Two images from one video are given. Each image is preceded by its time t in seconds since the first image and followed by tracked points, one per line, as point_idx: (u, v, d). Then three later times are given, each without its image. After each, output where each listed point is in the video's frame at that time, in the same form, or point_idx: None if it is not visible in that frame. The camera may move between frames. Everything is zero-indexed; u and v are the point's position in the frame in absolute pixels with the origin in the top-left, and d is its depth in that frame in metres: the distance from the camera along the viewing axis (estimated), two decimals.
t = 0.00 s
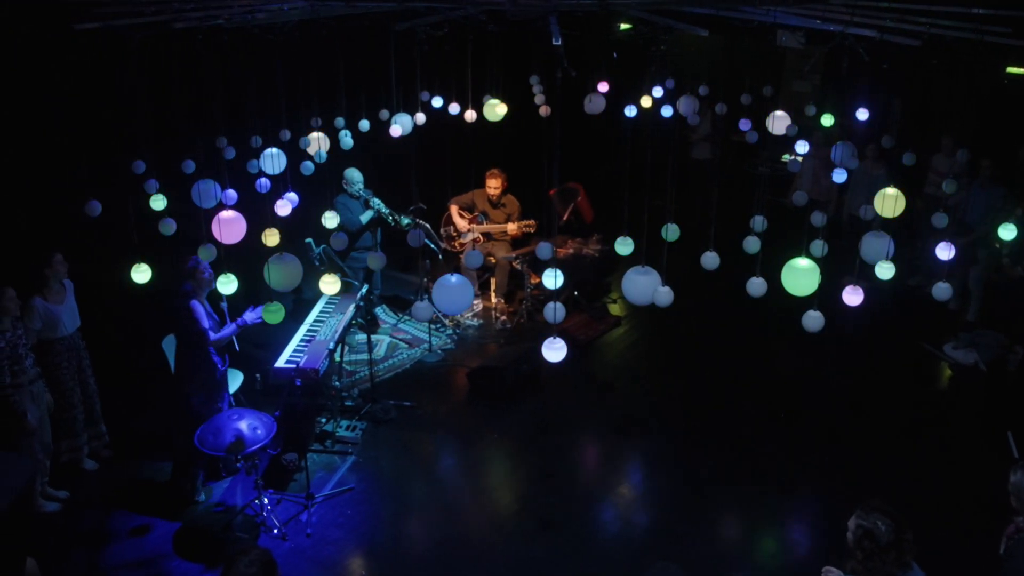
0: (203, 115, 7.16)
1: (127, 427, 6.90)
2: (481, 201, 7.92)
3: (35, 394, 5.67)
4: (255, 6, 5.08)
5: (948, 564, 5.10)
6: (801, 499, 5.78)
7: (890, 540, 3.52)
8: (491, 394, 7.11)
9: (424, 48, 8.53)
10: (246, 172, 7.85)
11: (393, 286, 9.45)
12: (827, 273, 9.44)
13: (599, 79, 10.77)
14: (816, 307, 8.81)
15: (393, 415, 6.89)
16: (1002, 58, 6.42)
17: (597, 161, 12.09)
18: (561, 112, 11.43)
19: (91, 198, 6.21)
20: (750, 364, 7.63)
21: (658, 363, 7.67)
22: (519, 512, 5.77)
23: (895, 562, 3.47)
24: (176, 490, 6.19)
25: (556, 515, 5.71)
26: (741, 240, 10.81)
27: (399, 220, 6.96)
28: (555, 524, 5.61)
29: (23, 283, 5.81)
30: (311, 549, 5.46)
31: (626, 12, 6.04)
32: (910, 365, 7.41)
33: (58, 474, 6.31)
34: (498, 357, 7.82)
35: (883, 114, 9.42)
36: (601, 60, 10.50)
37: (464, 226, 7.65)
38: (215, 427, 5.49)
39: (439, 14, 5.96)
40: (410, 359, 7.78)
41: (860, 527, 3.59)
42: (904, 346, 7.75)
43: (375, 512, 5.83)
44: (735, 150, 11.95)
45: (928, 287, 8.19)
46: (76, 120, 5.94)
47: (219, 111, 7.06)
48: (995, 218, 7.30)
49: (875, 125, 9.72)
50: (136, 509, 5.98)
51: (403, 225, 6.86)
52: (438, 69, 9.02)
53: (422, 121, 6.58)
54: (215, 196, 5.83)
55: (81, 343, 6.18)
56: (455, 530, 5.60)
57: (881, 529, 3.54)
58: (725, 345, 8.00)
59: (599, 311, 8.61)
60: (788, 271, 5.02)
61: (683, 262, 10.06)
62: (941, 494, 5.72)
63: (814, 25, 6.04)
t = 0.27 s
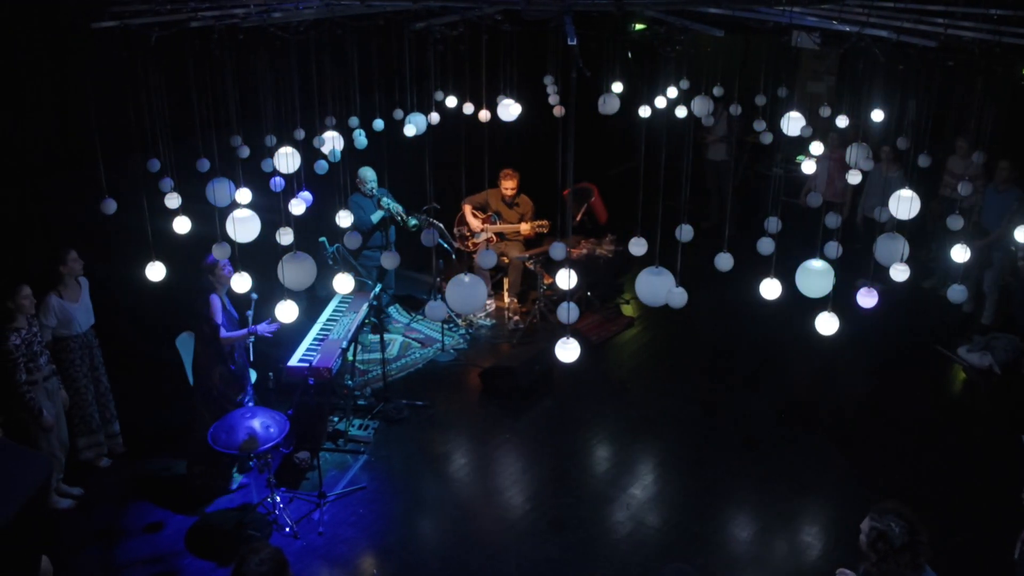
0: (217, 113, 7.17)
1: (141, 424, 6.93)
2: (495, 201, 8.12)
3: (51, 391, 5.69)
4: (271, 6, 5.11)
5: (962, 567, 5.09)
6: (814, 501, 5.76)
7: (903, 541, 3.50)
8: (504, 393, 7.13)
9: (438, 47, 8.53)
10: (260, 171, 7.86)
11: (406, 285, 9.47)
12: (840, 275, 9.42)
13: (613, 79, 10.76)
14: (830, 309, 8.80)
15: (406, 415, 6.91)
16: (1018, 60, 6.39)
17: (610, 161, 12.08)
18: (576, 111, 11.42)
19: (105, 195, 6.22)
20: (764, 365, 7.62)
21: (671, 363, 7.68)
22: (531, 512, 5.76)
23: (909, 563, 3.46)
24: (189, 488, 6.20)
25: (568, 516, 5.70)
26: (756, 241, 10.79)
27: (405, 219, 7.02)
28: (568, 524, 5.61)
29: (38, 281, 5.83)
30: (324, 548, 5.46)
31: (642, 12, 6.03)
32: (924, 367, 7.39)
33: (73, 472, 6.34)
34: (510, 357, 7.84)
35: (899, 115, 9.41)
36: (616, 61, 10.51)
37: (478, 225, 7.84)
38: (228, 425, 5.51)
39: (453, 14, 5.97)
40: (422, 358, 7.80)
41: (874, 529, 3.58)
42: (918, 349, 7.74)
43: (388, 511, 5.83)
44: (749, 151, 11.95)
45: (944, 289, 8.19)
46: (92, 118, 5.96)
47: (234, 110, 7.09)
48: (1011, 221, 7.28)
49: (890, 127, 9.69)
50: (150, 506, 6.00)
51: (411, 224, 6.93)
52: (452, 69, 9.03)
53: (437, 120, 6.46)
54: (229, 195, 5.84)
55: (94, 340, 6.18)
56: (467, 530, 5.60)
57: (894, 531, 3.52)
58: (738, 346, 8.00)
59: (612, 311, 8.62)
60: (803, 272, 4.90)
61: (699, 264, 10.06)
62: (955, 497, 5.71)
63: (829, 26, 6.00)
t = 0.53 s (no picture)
0: (231, 112, 7.19)
1: (154, 422, 6.94)
2: (509, 201, 8.26)
3: (65, 388, 5.67)
4: (287, 5, 5.13)
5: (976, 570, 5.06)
6: (827, 503, 5.75)
7: (918, 542, 3.49)
8: (518, 394, 7.15)
9: (452, 47, 8.53)
10: (274, 170, 7.89)
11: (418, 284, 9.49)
12: (853, 277, 9.40)
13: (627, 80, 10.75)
14: (843, 311, 8.77)
15: (419, 414, 6.93)
16: None
17: (623, 161, 12.07)
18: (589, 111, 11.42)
19: (119, 193, 6.25)
20: (778, 367, 7.61)
21: (684, 364, 7.68)
22: (543, 512, 5.76)
23: (924, 563, 3.45)
24: (202, 485, 6.21)
25: (581, 516, 5.70)
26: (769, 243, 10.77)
27: (411, 220, 7.11)
28: (582, 524, 5.61)
29: (52, 278, 5.83)
30: (337, 547, 5.47)
31: (659, 13, 6.03)
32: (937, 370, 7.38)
33: (85, 469, 6.35)
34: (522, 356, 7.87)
35: (913, 117, 9.38)
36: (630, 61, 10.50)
37: (492, 225, 7.99)
38: (241, 424, 5.51)
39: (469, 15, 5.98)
40: (435, 358, 7.84)
41: (888, 530, 3.56)
42: (931, 351, 7.72)
43: (401, 510, 5.84)
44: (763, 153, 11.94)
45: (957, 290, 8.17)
46: (107, 116, 5.98)
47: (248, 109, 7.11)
48: None
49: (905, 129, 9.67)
50: (162, 503, 6.00)
51: (415, 229, 6.94)
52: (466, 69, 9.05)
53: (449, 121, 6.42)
54: (243, 193, 5.78)
55: (108, 338, 6.20)
56: (479, 530, 5.60)
57: (909, 531, 3.51)
58: (751, 347, 8.00)
59: (624, 312, 8.63)
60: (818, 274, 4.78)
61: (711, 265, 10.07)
62: (970, 500, 5.69)
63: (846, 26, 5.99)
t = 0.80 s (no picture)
0: (242, 112, 7.21)
1: (164, 421, 6.95)
2: (519, 202, 8.36)
3: (75, 386, 5.67)
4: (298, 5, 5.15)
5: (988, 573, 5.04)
6: (836, 505, 5.74)
7: (927, 543, 3.48)
8: (528, 394, 7.16)
9: (462, 47, 8.53)
10: (284, 170, 7.90)
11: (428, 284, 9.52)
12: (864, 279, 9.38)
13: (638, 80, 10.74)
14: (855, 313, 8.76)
15: (428, 414, 6.95)
16: None
17: (634, 161, 12.05)
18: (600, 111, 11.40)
19: (130, 192, 6.26)
20: (788, 368, 7.60)
21: (694, 366, 7.68)
22: (552, 513, 5.75)
23: (933, 564, 3.44)
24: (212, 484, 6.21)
25: (590, 517, 5.68)
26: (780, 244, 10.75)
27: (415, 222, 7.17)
28: (591, 525, 5.60)
29: (63, 276, 5.84)
30: (346, 546, 5.47)
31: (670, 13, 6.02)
32: (948, 372, 7.37)
33: (95, 467, 6.36)
34: (532, 356, 7.90)
35: (924, 118, 9.35)
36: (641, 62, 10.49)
37: (502, 226, 8.10)
38: (251, 422, 5.52)
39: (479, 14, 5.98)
40: (445, 357, 7.87)
41: (898, 531, 3.54)
42: (942, 353, 7.71)
43: (410, 510, 5.84)
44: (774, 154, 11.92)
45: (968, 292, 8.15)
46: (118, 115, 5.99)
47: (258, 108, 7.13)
48: None
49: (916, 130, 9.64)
50: (172, 502, 6.00)
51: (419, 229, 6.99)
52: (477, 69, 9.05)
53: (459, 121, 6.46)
54: (254, 192, 5.73)
55: (119, 336, 6.22)
56: (488, 530, 5.60)
57: (918, 532, 3.50)
58: (762, 349, 7.99)
59: (634, 313, 8.64)
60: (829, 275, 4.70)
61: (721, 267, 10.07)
62: (981, 502, 5.68)
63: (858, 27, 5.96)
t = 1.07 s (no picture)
0: (251, 112, 7.21)
1: (174, 419, 6.96)
2: (527, 202, 8.40)
3: (85, 384, 5.65)
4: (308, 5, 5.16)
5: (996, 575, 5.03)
6: (845, 506, 5.73)
7: (935, 544, 3.47)
8: (537, 394, 7.16)
9: (471, 47, 8.52)
10: (293, 170, 7.91)
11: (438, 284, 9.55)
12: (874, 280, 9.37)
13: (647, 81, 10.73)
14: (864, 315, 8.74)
15: (436, 414, 6.96)
16: None
17: (644, 162, 12.04)
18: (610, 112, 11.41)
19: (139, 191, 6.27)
20: (797, 370, 7.60)
21: (702, 367, 7.68)
22: (561, 513, 5.74)
23: (941, 566, 3.43)
24: (221, 483, 6.21)
25: (598, 518, 5.68)
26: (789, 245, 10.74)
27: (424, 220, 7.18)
28: (599, 525, 5.59)
29: (73, 275, 5.85)
30: (354, 545, 5.47)
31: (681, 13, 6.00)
32: (958, 374, 7.35)
33: (104, 465, 6.36)
34: (541, 357, 7.92)
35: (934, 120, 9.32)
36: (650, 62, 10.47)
37: (510, 226, 8.16)
38: (260, 422, 5.51)
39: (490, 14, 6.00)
40: (454, 357, 7.90)
41: (906, 533, 3.52)
42: (952, 355, 7.69)
43: (418, 509, 5.84)
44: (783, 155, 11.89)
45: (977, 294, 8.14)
46: (128, 113, 6.00)
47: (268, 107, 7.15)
48: None
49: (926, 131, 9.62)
50: (181, 500, 6.00)
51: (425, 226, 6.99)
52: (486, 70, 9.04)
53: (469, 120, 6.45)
54: (264, 191, 5.69)
55: (127, 335, 6.22)
56: (495, 530, 5.59)
57: (927, 534, 3.48)
58: (771, 350, 7.99)
59: (643, 313, 8.64)
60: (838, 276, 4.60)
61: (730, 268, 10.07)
62: (991, 505, 5.66)
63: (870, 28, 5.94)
